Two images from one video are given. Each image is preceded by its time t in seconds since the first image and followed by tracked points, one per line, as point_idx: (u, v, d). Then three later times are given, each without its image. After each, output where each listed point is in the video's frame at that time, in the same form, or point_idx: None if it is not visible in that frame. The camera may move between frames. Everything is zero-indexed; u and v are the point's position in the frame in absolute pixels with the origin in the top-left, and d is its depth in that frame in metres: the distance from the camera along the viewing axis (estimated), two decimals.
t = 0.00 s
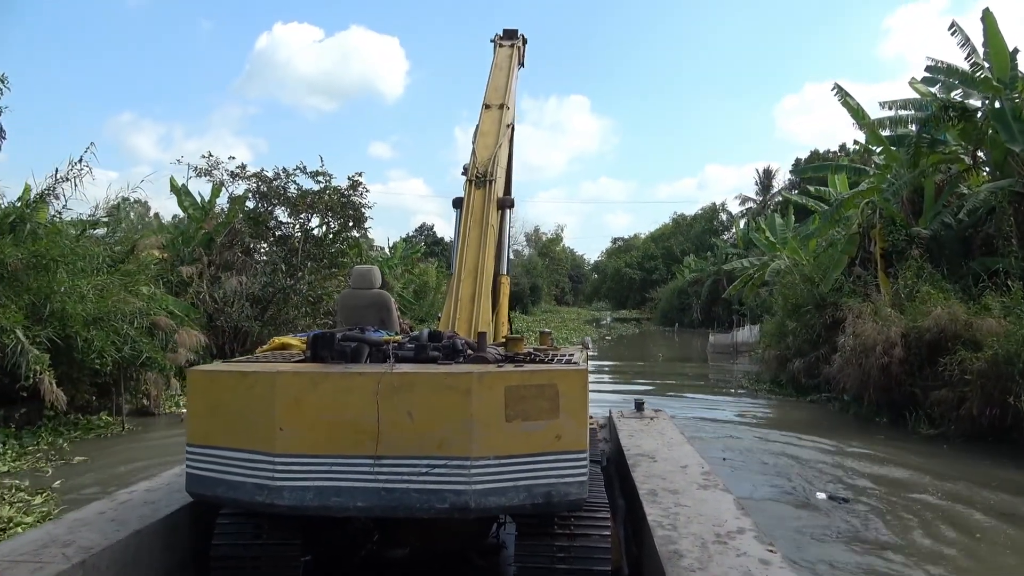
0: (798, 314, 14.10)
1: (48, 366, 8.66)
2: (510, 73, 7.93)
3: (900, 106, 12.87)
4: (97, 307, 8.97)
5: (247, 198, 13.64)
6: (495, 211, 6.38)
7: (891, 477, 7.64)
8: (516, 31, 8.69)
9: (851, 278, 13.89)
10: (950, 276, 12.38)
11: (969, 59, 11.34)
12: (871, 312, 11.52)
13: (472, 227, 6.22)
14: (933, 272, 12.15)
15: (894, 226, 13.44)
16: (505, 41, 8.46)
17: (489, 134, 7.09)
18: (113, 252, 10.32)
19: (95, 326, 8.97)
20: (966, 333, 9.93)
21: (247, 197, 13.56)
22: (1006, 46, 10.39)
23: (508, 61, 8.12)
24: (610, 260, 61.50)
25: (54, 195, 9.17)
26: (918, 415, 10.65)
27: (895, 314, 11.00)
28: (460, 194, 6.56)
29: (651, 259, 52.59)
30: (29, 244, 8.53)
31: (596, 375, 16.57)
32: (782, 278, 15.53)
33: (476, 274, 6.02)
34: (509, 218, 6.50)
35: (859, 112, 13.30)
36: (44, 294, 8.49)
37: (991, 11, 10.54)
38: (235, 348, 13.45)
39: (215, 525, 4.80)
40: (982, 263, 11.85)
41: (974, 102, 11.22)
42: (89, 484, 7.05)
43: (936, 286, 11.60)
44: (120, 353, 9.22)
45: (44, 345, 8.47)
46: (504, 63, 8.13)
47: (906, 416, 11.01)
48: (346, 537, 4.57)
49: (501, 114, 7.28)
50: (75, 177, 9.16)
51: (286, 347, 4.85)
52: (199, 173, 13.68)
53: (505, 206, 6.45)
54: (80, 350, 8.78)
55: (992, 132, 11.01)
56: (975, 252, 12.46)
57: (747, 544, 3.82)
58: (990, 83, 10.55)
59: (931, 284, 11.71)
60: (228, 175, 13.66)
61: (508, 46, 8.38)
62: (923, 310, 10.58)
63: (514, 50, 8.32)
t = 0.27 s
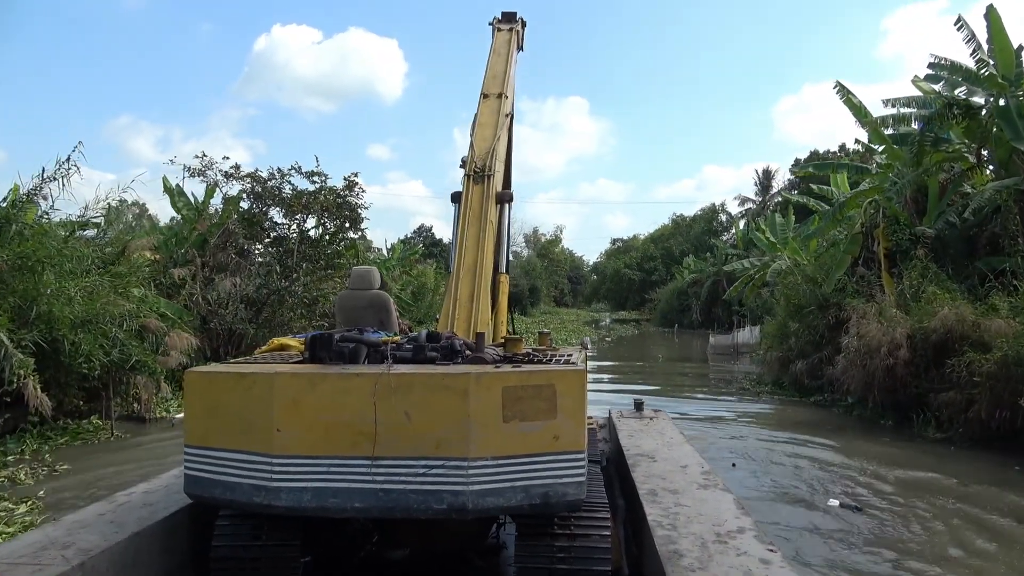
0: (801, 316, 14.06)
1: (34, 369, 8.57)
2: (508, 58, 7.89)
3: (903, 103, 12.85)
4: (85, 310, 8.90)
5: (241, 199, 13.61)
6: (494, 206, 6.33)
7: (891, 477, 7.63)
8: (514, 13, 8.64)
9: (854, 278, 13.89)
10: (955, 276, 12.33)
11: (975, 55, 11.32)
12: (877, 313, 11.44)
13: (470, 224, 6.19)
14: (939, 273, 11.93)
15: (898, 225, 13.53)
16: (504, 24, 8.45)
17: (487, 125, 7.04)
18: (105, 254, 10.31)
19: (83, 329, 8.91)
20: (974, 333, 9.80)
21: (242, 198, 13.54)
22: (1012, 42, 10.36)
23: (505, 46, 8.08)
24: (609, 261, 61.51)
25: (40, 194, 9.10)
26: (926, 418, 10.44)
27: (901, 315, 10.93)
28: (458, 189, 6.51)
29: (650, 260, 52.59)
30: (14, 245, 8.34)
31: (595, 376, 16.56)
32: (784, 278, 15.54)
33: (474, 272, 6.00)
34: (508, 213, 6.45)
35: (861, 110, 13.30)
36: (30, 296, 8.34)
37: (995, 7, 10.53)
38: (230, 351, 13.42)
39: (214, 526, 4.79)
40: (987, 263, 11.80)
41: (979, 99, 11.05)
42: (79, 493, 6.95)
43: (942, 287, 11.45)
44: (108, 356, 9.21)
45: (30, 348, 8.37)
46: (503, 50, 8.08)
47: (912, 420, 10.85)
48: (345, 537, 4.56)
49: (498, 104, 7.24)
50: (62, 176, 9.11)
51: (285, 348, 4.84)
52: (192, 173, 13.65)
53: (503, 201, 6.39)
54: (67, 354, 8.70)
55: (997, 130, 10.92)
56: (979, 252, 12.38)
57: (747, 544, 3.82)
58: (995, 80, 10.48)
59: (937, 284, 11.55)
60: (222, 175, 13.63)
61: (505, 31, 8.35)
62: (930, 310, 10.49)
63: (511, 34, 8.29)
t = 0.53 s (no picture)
0: (802, 314, 14.04)
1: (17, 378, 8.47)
2: (503, 45, 7.87)
3: (904, 97, 12.83)
4: (71, 316, 8.85)
5: (234, 202, 13.57)
6: (490, 200, 6.35)
7: (891, 474, 7.63)
8: None
9: (855, 275, 13.84)
10: (958, 273, 12.04)
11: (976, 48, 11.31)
12: (880, 311, 11.37)
13: (467, 222, 6.18)
14: (942, 270, 11.77)
15: (898, 220, 13.11)
16: (499, 10, 8.44)
17: (483, 117, 7.01)
18: (96, 258, 10.30)
19: (69, 335, 8.90)
20: (980, 331, 9.74)
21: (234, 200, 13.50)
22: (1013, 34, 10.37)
23: (501, 32, 8.08)
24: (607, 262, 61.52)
25: (25, 199, 9.07)
26: (931, 418, 10.34)
27: (906, 313, 10.85)
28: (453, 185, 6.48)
29: (648, 260, 52.60)
30: None
31: (594, 377, 16.55)
32: (784, 277, 15.57)
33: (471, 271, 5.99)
34: (505, 208, 6.47)
35: (860, 105, 13.33)
36: (14, 303, 8.26)
37: None
38: (223, 356, 13.27)
39: (215, 530, 4.79)
40: (989, 259, 11.50)
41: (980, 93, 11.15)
42: (72, 501, 6.96)
43: (946, 284, 11.33)
44: (94, 363, 9.13)
45: (13, 355, 8.27)
46: (498, 35, 8.07)
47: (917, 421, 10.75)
48: (346, 540, 4.56)
49: (494, 94, 7.22)
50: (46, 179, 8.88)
51: (283, 351, 4.85)
52: (183, 177, 13.62)
53: (499, 196, 6.42)
54: (53, 362, 8.62)
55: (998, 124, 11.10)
56: (982, 248, 12.05)
57: (747, 542, 3.82)
58: (997, 73, 10.49)
59: (941, 281, 11.43)
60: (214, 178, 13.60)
61: (501, 17, 8.35)
62: (935, 308, 10.42)
63: (506, 20, 8.28)
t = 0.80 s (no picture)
0: (804, 316, 14.03)
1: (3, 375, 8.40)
2: (504, 34, 7.85)
3: (911, 96, 12.79)
4: (59, 313, 8.71)
5: (230, 198, 13.56)
6: (491, 194, 6.34)
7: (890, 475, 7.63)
8: None
9: (858, 277, 13.81)
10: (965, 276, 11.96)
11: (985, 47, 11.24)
12: (886, 314, 11.34)
13: (467, 219, 6.17)
14: (948, 272, 11.76)
15: (904, 222, 13.10)
16: None
17: (484, 110, 7.00)
18: (86, 252, 10.33)
19: (56, 332, 8.76)
20: (989, 335, 9.64)
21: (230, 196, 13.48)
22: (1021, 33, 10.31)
23: (503, 20, 8.07)
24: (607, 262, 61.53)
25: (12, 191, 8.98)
26: (939, 425, 10.28)
27: (913, 317, 10.77)
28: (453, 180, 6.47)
29: (648, 260, 52.61)
30: None
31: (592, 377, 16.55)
32: (787, 279, 15.59)
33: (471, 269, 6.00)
34: (505, 203, 6.50)
35: (865, 105, 13.33)
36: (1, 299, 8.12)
37: None
38: (218, 354, 13.38)
39: (213, 528, 4.79)
40: (997, 261, 11.46)
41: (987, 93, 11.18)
42: (62, 500, 6.99)
43: (953, 286, 11.25)
44: (83, 360, 9.06)
45: None
46: (500, 23, 8.05)
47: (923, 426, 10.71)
48: (345, 538, 4.56)
49: (495, 85, 7.21)
50: (35, 172, 8.50)
51: (282, 349, 4.86)
52: (178, 172, 13.60)
53: (500, 190, 6.44)
54: (40, 359, 8.52)
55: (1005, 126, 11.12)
56: (989, 251, 12.02)
57: (746, 543, 3.82)
58: (1004, 73, 10.44)
59: (947, 284, 11.37)
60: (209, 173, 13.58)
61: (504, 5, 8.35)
62: (942, 313, 10.34)
63: (507, 8, 8.27)
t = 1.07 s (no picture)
0: (808, 317, 14.01)
1: None
2: (504, 27, 7.83)
3: (917, 94, 12.77)
4: (48, 312, 8.68)
5: (225, 196, 13.55)
6: (491, 191, 6.34)
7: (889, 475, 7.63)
8: None
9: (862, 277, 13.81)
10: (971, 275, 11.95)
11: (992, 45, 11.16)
12: (892, 315, 11.32)
13: (467, 217, 6.16)
14: (954, 272, 11.75)
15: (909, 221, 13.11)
16: None
17: (483, 104, 6.98)
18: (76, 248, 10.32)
19: (45, 332, 8.69)
20: (998, 336, 9.57)
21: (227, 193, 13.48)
22: None
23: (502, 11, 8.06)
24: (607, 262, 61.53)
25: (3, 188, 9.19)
26: (945, 428, 10.24)
27: (918, 318, 10.79)
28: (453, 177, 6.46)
29: (648, 260, 52.61)
30: None
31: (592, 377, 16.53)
32: (789, 278, 15.58)
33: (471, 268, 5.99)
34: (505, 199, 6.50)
35: (869, 103, 13.32)
36: None
37: None
38: (213, 354, 13.37)
39: (213, 527, 4.78)
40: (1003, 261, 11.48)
41: (993, 90, 11.17)
42: (46, 502, 6.95)
43: (959, 287, 11.23)
44: (72, 361, 8.94)
45: None
46: (500, 14, 8.04)
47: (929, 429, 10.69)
48: (345, 538, 4.55)
49: (495, 78, 7.19)
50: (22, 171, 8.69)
51: (282, 348, 4.85)
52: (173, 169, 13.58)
53: (499, 186, 6.43)
54: (27, 359, 8.40)
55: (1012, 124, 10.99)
56: (995, 250, 12.04)
57: (746, 542, 3.82)
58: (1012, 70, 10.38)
59: (954, 285, 11.35)
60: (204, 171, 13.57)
61: None
62: (949, 313, 10.34)
63: None
